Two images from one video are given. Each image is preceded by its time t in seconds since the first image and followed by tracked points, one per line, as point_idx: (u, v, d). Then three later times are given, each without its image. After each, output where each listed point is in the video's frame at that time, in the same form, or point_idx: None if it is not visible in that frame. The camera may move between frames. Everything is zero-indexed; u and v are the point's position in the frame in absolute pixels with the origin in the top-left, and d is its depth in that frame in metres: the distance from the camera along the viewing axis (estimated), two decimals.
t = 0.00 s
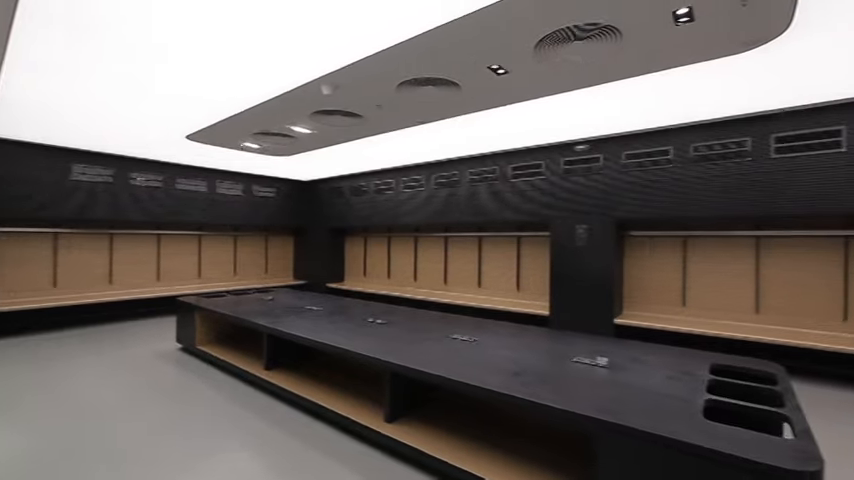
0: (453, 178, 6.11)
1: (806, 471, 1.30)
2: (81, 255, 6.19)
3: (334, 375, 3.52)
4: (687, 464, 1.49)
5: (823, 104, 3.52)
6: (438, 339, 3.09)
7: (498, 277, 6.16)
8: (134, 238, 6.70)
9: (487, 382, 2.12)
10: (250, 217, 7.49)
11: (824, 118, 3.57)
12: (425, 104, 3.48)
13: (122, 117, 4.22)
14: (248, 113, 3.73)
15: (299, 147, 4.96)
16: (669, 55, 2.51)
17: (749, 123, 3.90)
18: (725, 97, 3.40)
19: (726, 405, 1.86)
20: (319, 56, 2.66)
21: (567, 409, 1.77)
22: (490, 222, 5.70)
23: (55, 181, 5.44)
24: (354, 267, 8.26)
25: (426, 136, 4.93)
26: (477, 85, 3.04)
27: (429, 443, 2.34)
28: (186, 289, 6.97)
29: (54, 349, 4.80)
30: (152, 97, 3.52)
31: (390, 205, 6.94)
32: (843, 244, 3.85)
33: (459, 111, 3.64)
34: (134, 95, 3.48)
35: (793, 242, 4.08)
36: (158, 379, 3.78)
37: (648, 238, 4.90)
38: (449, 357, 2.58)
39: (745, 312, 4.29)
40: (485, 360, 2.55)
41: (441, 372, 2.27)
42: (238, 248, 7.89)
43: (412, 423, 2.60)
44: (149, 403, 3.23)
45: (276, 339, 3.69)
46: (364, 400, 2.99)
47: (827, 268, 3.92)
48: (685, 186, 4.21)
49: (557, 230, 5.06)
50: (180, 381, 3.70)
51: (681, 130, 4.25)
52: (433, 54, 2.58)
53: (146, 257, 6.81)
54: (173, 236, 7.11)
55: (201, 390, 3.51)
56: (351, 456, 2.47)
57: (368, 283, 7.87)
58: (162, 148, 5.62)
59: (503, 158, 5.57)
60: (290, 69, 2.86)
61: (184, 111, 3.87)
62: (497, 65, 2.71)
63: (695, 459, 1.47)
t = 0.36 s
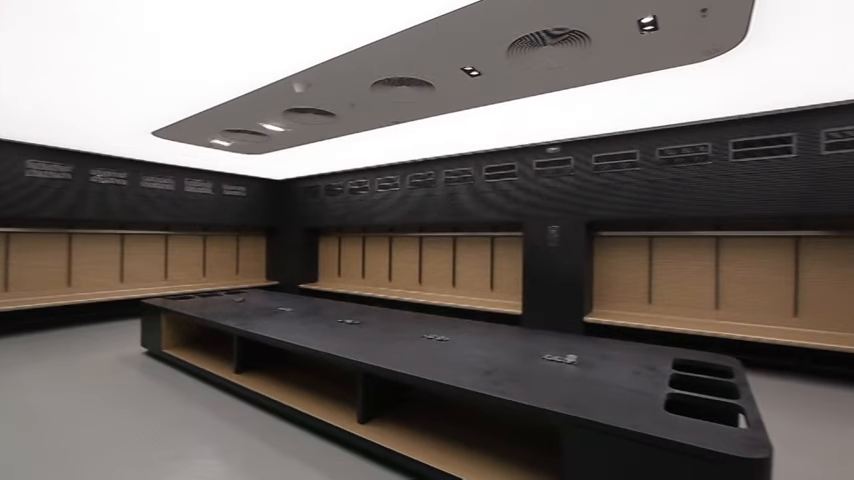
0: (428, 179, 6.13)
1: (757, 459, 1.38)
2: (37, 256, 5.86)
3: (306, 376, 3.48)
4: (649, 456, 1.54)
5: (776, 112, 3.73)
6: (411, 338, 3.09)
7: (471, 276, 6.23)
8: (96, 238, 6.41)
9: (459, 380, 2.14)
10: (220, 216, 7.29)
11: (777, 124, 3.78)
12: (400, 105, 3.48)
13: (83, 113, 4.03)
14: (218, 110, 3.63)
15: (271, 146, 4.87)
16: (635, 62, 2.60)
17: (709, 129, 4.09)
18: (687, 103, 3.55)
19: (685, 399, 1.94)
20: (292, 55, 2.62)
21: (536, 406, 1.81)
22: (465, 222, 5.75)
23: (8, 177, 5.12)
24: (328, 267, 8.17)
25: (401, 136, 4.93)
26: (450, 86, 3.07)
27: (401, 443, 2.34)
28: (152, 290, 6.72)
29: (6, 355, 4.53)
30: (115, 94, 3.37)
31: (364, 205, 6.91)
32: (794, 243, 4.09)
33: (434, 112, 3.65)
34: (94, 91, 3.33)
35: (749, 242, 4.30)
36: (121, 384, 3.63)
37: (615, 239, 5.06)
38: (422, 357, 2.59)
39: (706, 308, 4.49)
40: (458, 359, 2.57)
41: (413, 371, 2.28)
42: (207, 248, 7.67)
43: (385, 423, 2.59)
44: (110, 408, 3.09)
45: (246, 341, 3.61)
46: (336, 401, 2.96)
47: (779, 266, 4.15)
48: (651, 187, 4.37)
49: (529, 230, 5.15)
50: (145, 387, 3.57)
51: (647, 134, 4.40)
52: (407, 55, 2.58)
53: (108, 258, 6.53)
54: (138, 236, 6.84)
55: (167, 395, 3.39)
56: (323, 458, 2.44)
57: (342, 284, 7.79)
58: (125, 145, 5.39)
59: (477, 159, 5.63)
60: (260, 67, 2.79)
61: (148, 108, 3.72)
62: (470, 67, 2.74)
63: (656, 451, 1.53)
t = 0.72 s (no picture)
0: (397, 178, 6.11)
1: (706, 446, 1.46)
2: None
3: (272, 377, 3.40)
4: (608, 446, 1.61)
5: (727, 119, 3.96)
6: (379, 337, 3.09)
7: (441, 275, 6.27)
8: (44, 236, 6.01)
9: (427, 378, 2.15)
10: (181, 214, 7.01)
11: (728, 131, 4.01)
12: (369, 103, 3.46)
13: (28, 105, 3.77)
14: (179, 104, 3.49)
15: (235, 141, 4.72)
16: (598, 67, 2.69)
17: (667, 133, 4.29)
18: (647, 108, 3.70)
19: (643, 391, 2.03)
20: (258, 49, 2.55)
21: (502, 401, 1.85)
22: (434, 221, 5.78)
23: None
24: (295, 267, 8.02)
25: (371, 135, 4.89)
26: (420, 85, 3.07)
27: (370, 442, 2.33)
28: (107, 291, 6.38)
29: None
30: (65, 85, 3.17)
31: (333, 203, 6.82)
32: (742, 243, 4.35)
33: (403, 111, 3.65)
34: (41, 82, 3.11)
35: (702, 241, 4.54)
36: (72, 391, 3.43)
37: (579, 238, 5.22)
38: (390, 355, 2.58)
39: (663, 305, 4.71)
40: (426, 356, 2.59)
41: (381, 370, 2.27)
42: (167, 247, 7.35)
43: (353, 423, 2.58)
44: (60, 417, 2.92)
45: (208, 342, 3.49)
46: (302, 402, 2.92)
47: (729, 264, 4.41)
48: (613, 189, 4.53)
49: (498, 229, 5.24)
50: (98, 393, 3.38)
51: (610, 137, 4.57)
52: (376, 53, 2.56)
53: (59, 257, 6.14)
54: (92, 234, 6.48)
55: (122, 401, 3.23)
56: (289, 460, 2.40)
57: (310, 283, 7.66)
58: (77, 138, 5.08)
59: (447, 158, 5.66)
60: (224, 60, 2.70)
61: (102, 101, 3.53)
62: (440, 67, 2.75)
63: (614, 442, 1.59)
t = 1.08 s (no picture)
0: (363, 175, 6.05)
1: (656, 434, 1.54)
2: None
3: (231, 380, 3.29)
4: (566, 438, 1.66)
5: (679, 124, 4.18)
6: (343, 336, 3.05)
7: (407, 273, 6.27)
8: None
9: (391, 376, 2.15)
10: (133, 209, 6.64)
11: (679, 135, 4.24)
12: (334, 98, 3.40)
13: None
14: (130, 93, 3.30)
15: (192, 134, 4.51)
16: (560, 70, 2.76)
17: (624, 136, 4.47)
18: (606, 111, 3.84)
19: (599, 384, 2.12)
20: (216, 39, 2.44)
21: (465, 397, 1.87)
22: (400, 219, 5.77)
23: None
24: (257, 265, 7.78)
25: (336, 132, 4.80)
26: (385, 82, 3.05)
27: (332, 442, 2.30)
28: (50, 291, 5.95)
29: None
30: None
31: (297, 200, 6.66)
32: (691, 241, 4.61)
33: (368, 107, 3.61)
34: None
35: (655, 240, 4.78)
36: (8, 399, 3.18)
37: (541, 236, 5.36)
38: (354, 354, 2.56)
39: (619, 300, 4.92)
40: (391, 355, 2.58)
41: (344, 369, 2.24)
42: (117, 244, 6.94)
43: (316, 424, 2.53)
44: None
45: (162, 345, 3.32)
46: (263, 404, 2.84)
47: (679, 261, 4.66)
48: (574, 189, 4.68)
49: (463, 227, 5.29)
50: (38, 401, 3.15)
51: (571, 138, 4.71)
52: (341, 48, 2.52)
53: None
54: (31, 231, 6.02)
55: (65, 409, 3.02)
56: (248, 464, 2.33)
57: (273, 282, 7.46)
58: (13, 127, 4.70)
59: (413, 156, 5.65)
60: (179, 48, 2.57)
61: (43, 88, 3.27)
62: (405, 64, 2.74)
63: (571, 433, 1.65)
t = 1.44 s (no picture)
0: (328, 171, 5.94)
1: (610, 424, 1.61)
2: None
3: (187, 383, 3.15)
4: (526, 431, 1.70)
5: (634, 126, 4.37)
6: (305, 336, 2.98)
7: (372, 271, 6.22)
8: None
9: (354, 375, 2.12)
10: (79, 204, 6.21)
11: (635, 137, 4.43)
12: (295, 92, 3.32)
13: None
14: (72, 79, 3.07)
15: (143, 125, 4.27)
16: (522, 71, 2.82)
17: (584, 137, 4.62)
18: (567, 112, 3.95)
19: (558, 377, 2.18)
20: (169, 25, 2.32)
21: (428, 394, 1.88)
22: (366, 216, 5.71)
23: None
24: (216, 263, 7.49)
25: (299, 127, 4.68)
26: (350, 78, 3.01)
27: (294, 445, 2.25)
28: None
29: None
30: None
31: (259, 196, 6.46)
32: (645, 239, 4.84)
33: (331, 103, 3.55)
34: None
35: (613, 237, 4.98)
36: None
37: (505, 234, 5.46)
38: (316, 354, 2.51)
39: (579, 296, 5.10)
40: (355, 354, 2.55)
41: (307, 369, 2.20)
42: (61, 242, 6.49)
43: (277, 426, 2.47)
44: None
45: (110, 348, 3.14)
46: (221, 407, 2.73)
47: (634, 258, 4.88)
48: (536, 188, 4.80)
49: (428, 225, 5.31)
50: None
51: (534, 138, 4.81)
52: (302, 40, 2.45)
53: None
54: None
55: None
56: (204, 470, 2.24)
57: (233, 281, 7.21)
58: None
59: (378, 153, 5.60)
60: (127, 34, 2.42)
61: None
62: (369, 59, 2.70)
63: (530, 425, 1.69)
